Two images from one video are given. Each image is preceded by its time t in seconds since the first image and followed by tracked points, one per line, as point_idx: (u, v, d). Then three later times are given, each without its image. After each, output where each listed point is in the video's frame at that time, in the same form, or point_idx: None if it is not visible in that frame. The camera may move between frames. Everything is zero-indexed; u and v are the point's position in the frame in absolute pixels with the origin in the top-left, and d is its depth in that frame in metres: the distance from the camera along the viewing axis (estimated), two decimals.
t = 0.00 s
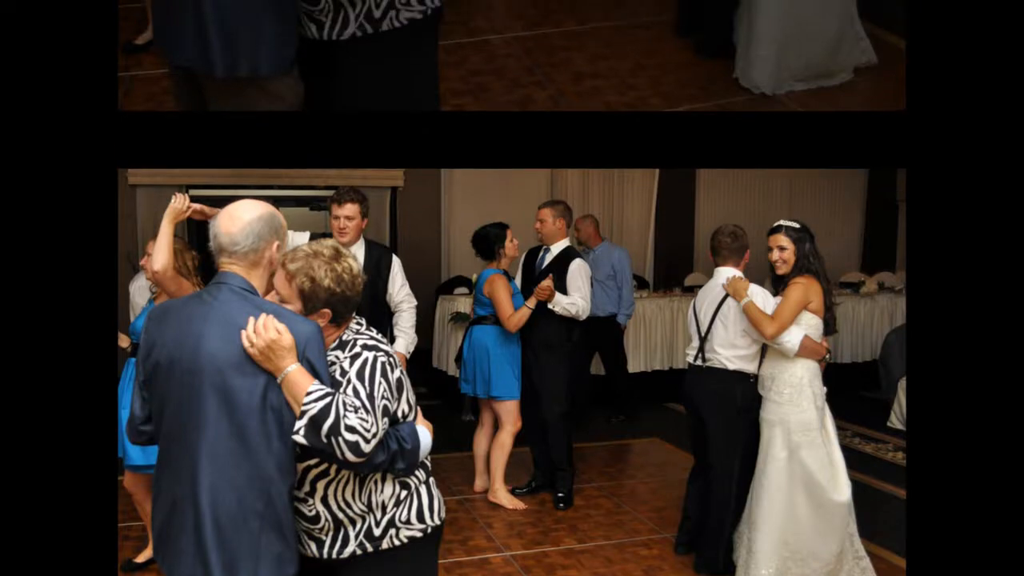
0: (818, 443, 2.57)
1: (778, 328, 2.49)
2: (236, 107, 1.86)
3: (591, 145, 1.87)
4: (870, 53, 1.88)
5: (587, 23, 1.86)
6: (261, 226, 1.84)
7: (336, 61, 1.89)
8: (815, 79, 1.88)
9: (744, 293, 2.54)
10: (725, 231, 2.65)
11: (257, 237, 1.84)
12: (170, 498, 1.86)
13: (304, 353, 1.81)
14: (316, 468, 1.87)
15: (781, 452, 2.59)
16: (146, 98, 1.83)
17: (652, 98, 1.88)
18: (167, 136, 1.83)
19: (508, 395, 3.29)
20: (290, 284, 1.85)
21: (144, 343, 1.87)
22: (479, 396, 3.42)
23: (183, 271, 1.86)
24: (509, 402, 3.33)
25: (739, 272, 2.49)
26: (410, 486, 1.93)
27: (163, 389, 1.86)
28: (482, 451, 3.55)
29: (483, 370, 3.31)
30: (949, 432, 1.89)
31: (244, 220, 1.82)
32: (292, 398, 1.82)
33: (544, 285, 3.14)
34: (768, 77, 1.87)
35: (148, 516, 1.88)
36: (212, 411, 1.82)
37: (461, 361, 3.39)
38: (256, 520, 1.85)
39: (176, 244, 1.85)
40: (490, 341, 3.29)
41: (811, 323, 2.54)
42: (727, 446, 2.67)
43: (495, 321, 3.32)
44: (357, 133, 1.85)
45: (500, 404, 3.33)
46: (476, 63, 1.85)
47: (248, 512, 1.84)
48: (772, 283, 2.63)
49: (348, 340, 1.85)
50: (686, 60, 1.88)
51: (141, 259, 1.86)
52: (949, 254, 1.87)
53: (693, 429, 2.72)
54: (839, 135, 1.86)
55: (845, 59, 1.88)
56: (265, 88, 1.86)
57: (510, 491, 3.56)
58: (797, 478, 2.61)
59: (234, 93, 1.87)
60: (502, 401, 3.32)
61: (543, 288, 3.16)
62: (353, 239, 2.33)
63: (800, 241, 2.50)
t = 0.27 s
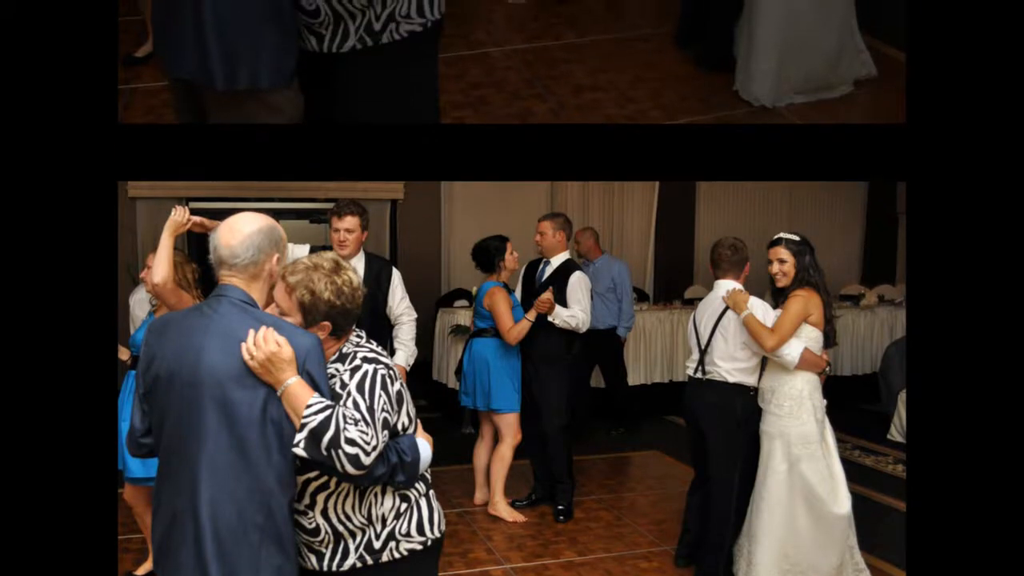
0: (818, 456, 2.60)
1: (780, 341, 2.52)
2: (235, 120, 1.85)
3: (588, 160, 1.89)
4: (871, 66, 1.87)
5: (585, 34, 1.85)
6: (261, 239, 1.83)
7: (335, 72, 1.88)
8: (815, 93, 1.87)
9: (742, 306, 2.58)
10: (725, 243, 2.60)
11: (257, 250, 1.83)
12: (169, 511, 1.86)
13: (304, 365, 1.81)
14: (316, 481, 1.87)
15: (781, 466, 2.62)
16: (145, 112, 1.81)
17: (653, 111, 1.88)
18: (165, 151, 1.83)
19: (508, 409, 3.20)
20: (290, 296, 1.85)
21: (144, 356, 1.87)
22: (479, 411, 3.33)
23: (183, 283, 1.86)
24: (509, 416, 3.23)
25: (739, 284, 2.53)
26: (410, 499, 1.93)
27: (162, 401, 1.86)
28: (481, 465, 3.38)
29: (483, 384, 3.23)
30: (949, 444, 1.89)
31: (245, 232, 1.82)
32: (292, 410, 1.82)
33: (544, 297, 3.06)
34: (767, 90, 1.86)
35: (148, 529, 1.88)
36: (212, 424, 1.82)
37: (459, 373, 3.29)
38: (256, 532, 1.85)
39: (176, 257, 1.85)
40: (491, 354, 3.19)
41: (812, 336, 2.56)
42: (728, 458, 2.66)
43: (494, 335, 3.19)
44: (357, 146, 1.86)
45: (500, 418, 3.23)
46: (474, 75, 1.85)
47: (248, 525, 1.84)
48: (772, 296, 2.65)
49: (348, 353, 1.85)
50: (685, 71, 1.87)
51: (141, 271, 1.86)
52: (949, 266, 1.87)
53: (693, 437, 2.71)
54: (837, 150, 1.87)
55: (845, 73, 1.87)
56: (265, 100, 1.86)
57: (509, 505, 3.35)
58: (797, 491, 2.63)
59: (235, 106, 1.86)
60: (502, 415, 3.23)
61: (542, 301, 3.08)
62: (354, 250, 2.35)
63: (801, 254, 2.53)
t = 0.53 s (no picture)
0: (836, 506, 2.44)
1: (802, 376, 2.33)
2: (218, 101, 1.67)
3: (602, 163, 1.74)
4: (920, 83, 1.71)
5: (607, 28, 1.69)
6: (240, 232, 1.66)
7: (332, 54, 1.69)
8: (856, 108, 1.71)
9: (764, 336, 2.38)
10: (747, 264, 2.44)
11: (233, 243, 1.66)
12: (120, 525, 1.68)
13: (277, 374, 1.65)
14: (283, 501, 1.71)
15: (796, 513, 2.47)
16: (119, 84, 1.64)
17: (678, 116, 1.71)
18: (140, 128, 1.66)
19: (498, 435, 2.73)
20: (267, 297, 1.67)
21: (102, 353, 1.69)
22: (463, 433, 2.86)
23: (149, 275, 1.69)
24: (499, 443, 2.76)
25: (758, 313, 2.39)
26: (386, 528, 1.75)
27: (119, 404, 1.68)
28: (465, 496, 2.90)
29: (469, 406, 2.77)
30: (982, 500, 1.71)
31: (223, 223, 1.65)
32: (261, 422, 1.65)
33: (546, 312, 2.59)
34: (804, 100, 1.70)
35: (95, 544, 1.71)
36: (172, 433, 1.65)
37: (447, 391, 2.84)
38: (214, 555, 1.68)
39: (142, 245, 1.67)
40: (482, 373, 2.74)
41: (838, 372, 2.39)
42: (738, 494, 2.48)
43: (488, 351, 2.74)
44: (352, 135, 1.71)
45: (489, 445, 2.76)
46: (486, 66, 1.69)
47: (205, 546, 1.67)
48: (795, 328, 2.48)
49: (326, 362, 1.69)
50: (714, 75, 1.70)
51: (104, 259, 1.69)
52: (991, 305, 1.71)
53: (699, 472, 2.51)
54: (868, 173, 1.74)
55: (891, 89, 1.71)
56: (250, 80, 1.68)
57: (495, 542, 2.88)
58: (810, 541, 2.48)
59: (218, 86, 1.68)
60: (490, 441, 2.76)
61: (544, 316, 2.60)
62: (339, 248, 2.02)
63: (831, 282, 2.35)
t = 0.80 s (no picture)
0: (851, 563, 2.29)
1: (822, 419, 2.20)
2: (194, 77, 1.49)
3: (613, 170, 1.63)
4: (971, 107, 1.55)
5: (631, 24, 1.58)
6: (213, 224, 1.51)
7: (324, 36, 1.43)
8: (906, 129, 1.51)
9: (783, 372, 2.26)
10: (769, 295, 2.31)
11: (207, 236, 1.51)
12: (65, 537, 1.53)
13: (246, 382, 1.50)
14: (246, 522, 1.55)
15: (808, 570, 2.29)
16: (93, 52, 1.50)
17: (701, 126, 1.61)
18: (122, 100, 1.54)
19: (486, 464, 2.67)
20: (241, 297, 1.52)
21: (57, 348, 1.54)
22: (449, 457, 2.78)
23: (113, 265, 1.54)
24: (488, 473, 2.70)
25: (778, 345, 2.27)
26: (355, 557, 1.60)
27: (72, 404, 1.53)
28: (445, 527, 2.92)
29: (456, 431, 2.67)
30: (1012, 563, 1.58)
31: (196, 213, 1.50)
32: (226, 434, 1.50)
33: (544, 333, 2.48)
34: (848, 120, 1.50)
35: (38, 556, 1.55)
36: (129, 441, 1.50)
37: (436, 410, 2.77)
38: None
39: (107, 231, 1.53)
40: (471, 396, 2.65)
41: (862, 418, 2.25)
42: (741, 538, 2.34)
43: (478, 372, 2.66)
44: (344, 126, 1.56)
45: (476, 474, 2.69)
46: (498, 57, 1.55)
47: (157, 567, 1.52)
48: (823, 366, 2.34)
49: (301, 373, 1.53)
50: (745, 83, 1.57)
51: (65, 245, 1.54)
52: None
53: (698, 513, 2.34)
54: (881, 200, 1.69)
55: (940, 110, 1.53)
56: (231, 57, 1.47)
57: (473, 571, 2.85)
58: None
59: (196, 63, 1.47)
60: (477, 470, 2.69)
61: (543, 337, 2.48)
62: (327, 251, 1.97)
63: (860, 318, 2.25)
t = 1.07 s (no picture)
0: None
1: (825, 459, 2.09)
2: (195, 58, 1.53)
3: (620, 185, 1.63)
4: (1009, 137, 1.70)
5: (639, 42, 1.60)
6: (186, 215, 1.37)
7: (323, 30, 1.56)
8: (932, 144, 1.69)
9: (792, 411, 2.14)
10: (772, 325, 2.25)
11: (180, 227, 1.37)
12: (8, 544, 1.40)
13: (214, 388, 1.37)
14: (206, 541, 1.43)
15: None
16: (77, 22, 1.49)
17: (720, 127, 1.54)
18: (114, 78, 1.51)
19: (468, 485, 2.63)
20: (213, 297, 1.38)
21: (9, 337, 1.40)
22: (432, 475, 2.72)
23: (77, 254, 1.43)
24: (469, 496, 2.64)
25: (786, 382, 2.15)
26: None
27: (23, 401, 1.39)
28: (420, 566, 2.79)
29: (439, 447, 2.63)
30: None
31: (168, 202, 1.37)
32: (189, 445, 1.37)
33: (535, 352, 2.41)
34: (879, 132, 1.66)
35: None
36: (80, 444, 1.37)
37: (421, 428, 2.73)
38: None
39: (74, 217, 1.42)
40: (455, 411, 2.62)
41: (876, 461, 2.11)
42: None
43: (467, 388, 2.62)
44: (348, 118, 1.60)
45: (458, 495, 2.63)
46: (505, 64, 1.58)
47: None
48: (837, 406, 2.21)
49: (274, 383, 1.42)
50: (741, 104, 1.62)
51: (26, 228, 1.44)
52: None
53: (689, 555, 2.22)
54: (896, 233, 1.70)
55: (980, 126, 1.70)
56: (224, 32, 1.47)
57: None
58: None
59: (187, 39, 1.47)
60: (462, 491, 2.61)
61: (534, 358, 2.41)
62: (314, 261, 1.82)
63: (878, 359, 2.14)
